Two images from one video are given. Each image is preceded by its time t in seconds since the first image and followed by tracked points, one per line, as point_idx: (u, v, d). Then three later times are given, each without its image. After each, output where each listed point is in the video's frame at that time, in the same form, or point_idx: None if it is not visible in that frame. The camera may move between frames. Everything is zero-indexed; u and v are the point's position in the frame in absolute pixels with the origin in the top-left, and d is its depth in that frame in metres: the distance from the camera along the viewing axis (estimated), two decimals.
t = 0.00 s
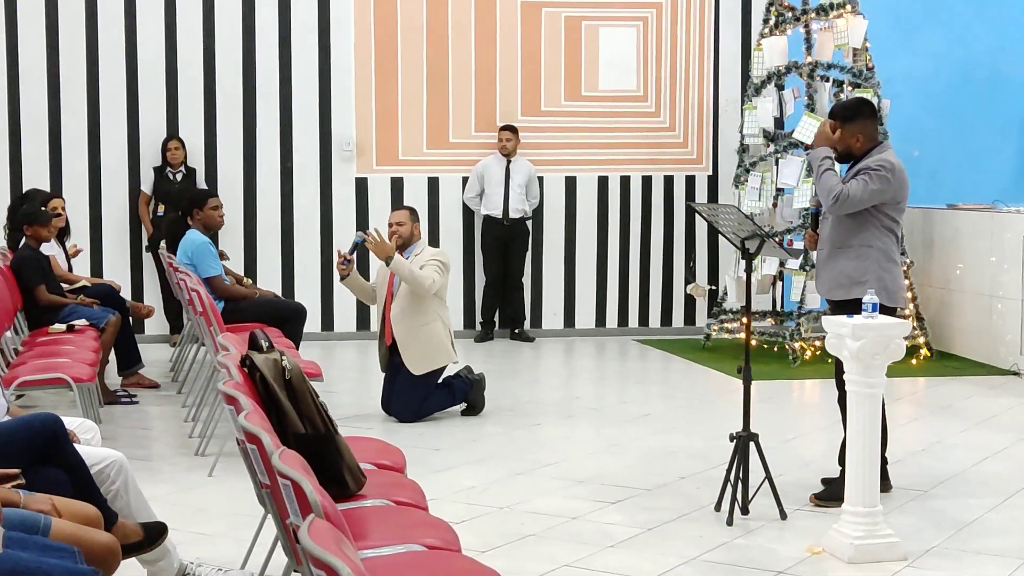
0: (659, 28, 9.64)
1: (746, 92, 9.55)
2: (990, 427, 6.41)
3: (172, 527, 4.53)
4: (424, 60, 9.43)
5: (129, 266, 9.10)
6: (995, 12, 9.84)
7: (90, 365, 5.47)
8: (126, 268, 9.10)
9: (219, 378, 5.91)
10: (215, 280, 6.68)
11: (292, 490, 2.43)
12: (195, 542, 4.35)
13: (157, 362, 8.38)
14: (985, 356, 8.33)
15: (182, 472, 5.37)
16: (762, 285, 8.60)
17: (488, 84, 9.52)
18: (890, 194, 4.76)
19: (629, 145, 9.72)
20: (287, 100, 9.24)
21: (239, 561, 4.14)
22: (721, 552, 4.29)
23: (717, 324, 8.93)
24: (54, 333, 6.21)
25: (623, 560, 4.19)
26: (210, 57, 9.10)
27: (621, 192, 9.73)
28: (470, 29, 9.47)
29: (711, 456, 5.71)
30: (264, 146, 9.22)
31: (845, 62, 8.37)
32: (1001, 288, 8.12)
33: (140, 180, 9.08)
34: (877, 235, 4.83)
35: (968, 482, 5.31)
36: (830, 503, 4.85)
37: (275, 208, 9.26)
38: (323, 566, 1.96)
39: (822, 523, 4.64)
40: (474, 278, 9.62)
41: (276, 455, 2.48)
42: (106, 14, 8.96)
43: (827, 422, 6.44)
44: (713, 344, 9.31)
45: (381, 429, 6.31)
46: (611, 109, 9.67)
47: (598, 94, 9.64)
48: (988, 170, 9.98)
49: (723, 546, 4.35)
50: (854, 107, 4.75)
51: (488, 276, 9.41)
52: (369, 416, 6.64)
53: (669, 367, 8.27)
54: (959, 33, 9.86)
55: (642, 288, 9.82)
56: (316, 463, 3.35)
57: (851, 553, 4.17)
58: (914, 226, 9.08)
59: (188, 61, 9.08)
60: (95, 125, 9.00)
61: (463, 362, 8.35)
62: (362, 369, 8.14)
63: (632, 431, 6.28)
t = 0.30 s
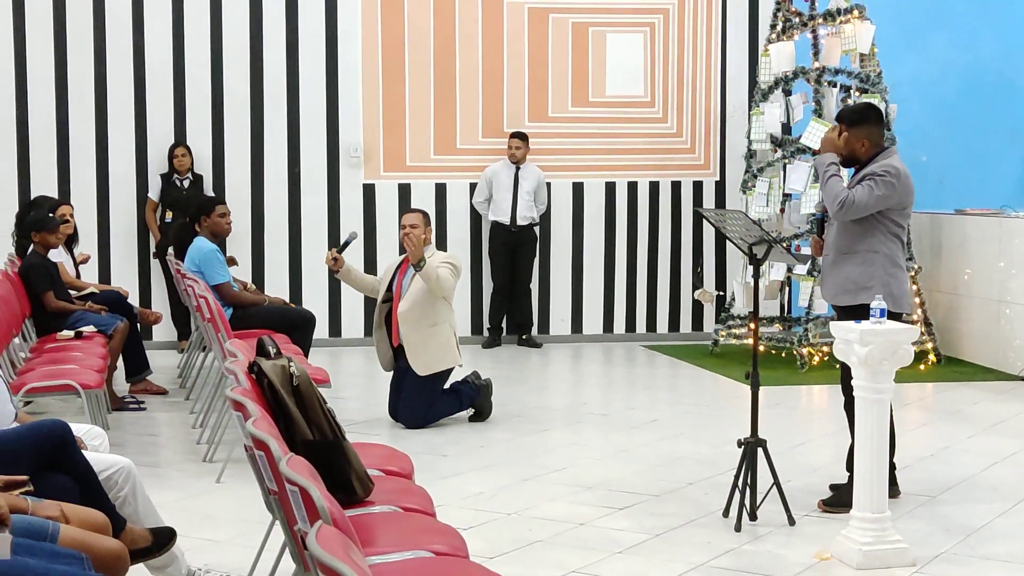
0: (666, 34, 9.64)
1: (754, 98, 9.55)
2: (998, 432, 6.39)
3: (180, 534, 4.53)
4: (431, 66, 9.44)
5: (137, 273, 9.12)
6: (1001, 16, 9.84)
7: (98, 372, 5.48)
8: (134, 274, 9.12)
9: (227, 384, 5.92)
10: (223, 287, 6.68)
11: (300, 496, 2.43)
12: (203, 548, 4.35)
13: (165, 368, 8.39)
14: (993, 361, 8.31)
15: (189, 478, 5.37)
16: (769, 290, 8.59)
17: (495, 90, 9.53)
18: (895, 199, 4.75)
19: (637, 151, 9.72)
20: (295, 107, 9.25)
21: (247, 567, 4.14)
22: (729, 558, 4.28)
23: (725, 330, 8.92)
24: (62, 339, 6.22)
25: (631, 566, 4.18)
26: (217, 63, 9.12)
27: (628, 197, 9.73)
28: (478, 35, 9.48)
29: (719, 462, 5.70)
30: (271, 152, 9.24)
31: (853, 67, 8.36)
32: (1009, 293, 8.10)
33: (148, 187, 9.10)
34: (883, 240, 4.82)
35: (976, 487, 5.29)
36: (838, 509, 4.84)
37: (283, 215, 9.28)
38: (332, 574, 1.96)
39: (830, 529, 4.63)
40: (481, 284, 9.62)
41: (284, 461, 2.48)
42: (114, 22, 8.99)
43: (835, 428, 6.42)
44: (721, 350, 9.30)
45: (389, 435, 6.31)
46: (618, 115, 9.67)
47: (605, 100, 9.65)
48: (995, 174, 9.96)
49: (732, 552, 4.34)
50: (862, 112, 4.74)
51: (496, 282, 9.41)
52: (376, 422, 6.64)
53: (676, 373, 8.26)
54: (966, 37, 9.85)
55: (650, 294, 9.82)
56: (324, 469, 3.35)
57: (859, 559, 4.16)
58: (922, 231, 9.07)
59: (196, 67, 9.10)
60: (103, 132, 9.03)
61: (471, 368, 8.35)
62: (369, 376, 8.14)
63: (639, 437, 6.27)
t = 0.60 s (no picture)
0: (668, 39, 9.66)
1: (757, 102, 9.56)
2: (1000, 437, 6.38)
3: (183, 540, 4.53)
4: (434, 71, 9.45)
5: (140, 278, 9.13)
6: (1002, 20, 9.86)
7: (101, 377, 5.48)
8: (136, 279, 9.13)
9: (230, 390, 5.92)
10: (226, 292, 6.69)
11: (303, 502, 2.43)
12: (206, 554, 4.35)
13: (167, 374, 8.40)
14: (996, 366, 8.30)
15: (192, 484, 5.37)
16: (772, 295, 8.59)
17: (497, 96, 9.54)
18: (895, 203, 4.75)
19: (639, 156, 9.72)
20: (297, 112, 9.26)
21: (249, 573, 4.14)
22: (732, 563, 4.27)
23: (728, 335, 8.92)
24: (65, 345, 6.23)
25: (633, 572, 4.17)
26: (220, 69, 9.14)
27: (631, 202, 9.73)
28: (480, 40, 9.49)
29: (721, 467, 5.70)
30: (274, 158, 9.24)
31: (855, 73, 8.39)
32: (1012, 297, 8.09)
33: (151, 193, 9.11)
34: (882, 244, 4.82)
35: (979, 492, 5.28)
36: (841, 514, 4.83)
37: (286, 220, 9.29)
38: None
39: (833, 534, 4.62)
40: (484, 289, 9.63)
41: (287, 466, 2.49)
42: (117, 28, 9.00)
43: (838, 433, 6.42)
44: (724, 355, 9.30)
45: (391, 441, 6.31)
46: (620, 120, 9.68)
47: (607, 105, 9.65)
48: (998, 178, 9.96)
49: (735, 558, 4.33)
50: (862, 117, 4.74)
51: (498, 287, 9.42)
52: (379, 428, 6.64)
53: (679, 378, 8.25)
54: (968, 41, 9.86)
55: (653, 298, 9.82)
56: (326, 474, 3.35)
57: (863, 564, 4.15)
58: (925, 235, 9.06)
59: (198, 73, 9.11)
60: (106, 138, 9.04)
61: (474, 374, 8.35)
62: (372, 381, 8.14)
63: (642, 442, 6.27)
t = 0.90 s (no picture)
0: (668, 43, 9.66)
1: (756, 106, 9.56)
2: (1000, 440, 6.38)
3: (182, 543, 4.52)
4: (433, 75, 9.45)
5: (140, 282, 9.12)
6: (1003, 24, 9.85)
7: (100, 381, 5.48)
8: (136, 282, 9.12)
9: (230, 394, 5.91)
10: (225, 296, 6.70)
11: (303, 506, 2.43)
12: (205, 558, 4.35)
13: (167, 378, 8.40)
14: (996, 369, 8.30)
15: (192, 488, 5.37)
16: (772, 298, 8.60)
17: (497, 99, 9.55)
18: (891, 207, 4.75)
19: (639, 159, 9.73)
20: (297, 116, 9.27)
21: None
22: (733, 567, 4.27)
23: (728, 338, 8.92)
24: (65, 349, 6.22)
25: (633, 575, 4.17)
26: (220, 73, 9.14)
27: (630, 206, 9.73)
28: (480, 44, 9.50)
29: (722, 470, 5.70)
30: (274, 162, 9.25)
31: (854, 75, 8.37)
32: (1012, 300, 8.09)
33: (151, 196, 9.11)
34: (879, 247, 4.82)
35: (979, 495, 5.28)
36: (841, 518, 4.83)
37: (285, 224, 9.29)
38: None
39: (833, 537, 4.62)
40: (484, 293, 9.63)
41: (287, 471, 2.49)
42: (117, 32, 9.01)
43: (838, 436, 6.41)
44: (724, 358, 9.29)
45: (391, 444, 6.31)
46: (619, 123, 9.68)
47: (607, 108, 9.66)
48: (998, 181, 9.94)
49: (735, 561, 4.33)
50: (860, 121, 4.74)
51: (498, 291, 9.42)
52: (379, 432, 6.64)
53: (679, 382, 8.25)
54: (968, 44, 9.87)
55: (652, 302, 9.82)
56: (326, 478, 3.35)
57: (863, 567, 4.15)
58: (924, 239, 9.07)
59: (198, 77, 9.12)
60: (106, 142, 9.05)
61: (474, 377, 8.35)
62: (372, 385, 8.14)
63: (642, 445, 6.26)
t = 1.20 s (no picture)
0: (666, 44, 9.66)
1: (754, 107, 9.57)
2: (998, 441, 6.38)
3: (181, 545, 4.52)
4: (431, 76, 9.45)
5: (137, 283, 9.12)
6: (1003, 28, 9.85)
7: (98, 383, 5.48)
8: (134, 284, 9.12)
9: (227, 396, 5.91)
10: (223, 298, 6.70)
11: (300, 507, 2.42)
12: (203, 560, 4.35)
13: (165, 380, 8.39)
14: (994, 370, 8.30)
15: (190, 490, 5.36)
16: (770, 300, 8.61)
17: (495, 101, 9.55)
18: (888, 209, 4.75)
19: (637, 161, 9.73)
20: (295, 119, 9.27)
21: None
22: (731, 568, 4.27)
23: (726, 339, 8.92)
24: (62, 351, 6.22)
25: None
26: (218, 74, 9.13)
27: (628, 207, 9.73)
28: (478, 47, 9.50)
29: (719, 472, 5.70)
30: (272, 164, 9.25)
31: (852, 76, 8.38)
32: (1010, 302, 8.10)
33: (149, 198, 9.11)
34: (875, 249, 4.82)
35: (976, 497, 5.28)
36: (839, 519, 4.83)
37: (283, 226, 9.29)
38: None
39: (831, 539, 4.62)
40: (481, 296, 9.63)
41: (284, 472, 2.48)
42: (115, 33, 9.01)
43: (835, 438, 6.41)
44: (722, 360, 9.30)
45: (389, 446, 6.30)
46: (617, 125, 9.69)
47: (605, 110, 9.66)
48: (997, 183, 9.93)
49: (732, 562, 4.33)
50: (855, 122, 4.74)
51: (496, 293, 9.42)
52: (377, 433, 6.63)
53: (677, 383, 8.25)
54: (967, 46, 9.88)
55: (650, 303, 9.81)
56: (324, 480, 3.35)
57: (861, 569, 4.15)
58: (922, 240, 9.08)
59: (196, 79, 9.12)
60: (104, 143, 9.04)
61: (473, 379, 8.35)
62: (370, 386, 8.13)
63: (641, 447, 6.26)
